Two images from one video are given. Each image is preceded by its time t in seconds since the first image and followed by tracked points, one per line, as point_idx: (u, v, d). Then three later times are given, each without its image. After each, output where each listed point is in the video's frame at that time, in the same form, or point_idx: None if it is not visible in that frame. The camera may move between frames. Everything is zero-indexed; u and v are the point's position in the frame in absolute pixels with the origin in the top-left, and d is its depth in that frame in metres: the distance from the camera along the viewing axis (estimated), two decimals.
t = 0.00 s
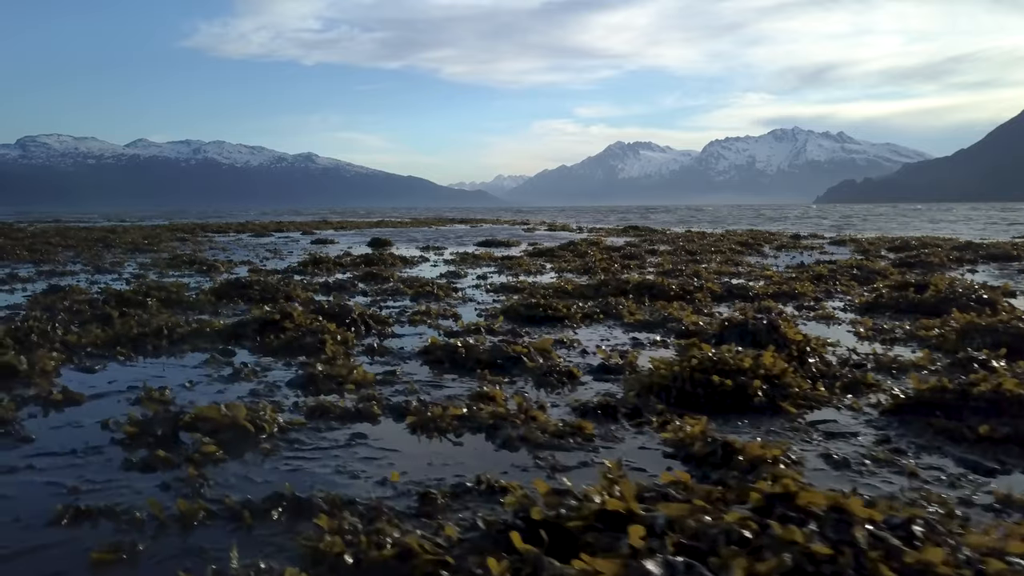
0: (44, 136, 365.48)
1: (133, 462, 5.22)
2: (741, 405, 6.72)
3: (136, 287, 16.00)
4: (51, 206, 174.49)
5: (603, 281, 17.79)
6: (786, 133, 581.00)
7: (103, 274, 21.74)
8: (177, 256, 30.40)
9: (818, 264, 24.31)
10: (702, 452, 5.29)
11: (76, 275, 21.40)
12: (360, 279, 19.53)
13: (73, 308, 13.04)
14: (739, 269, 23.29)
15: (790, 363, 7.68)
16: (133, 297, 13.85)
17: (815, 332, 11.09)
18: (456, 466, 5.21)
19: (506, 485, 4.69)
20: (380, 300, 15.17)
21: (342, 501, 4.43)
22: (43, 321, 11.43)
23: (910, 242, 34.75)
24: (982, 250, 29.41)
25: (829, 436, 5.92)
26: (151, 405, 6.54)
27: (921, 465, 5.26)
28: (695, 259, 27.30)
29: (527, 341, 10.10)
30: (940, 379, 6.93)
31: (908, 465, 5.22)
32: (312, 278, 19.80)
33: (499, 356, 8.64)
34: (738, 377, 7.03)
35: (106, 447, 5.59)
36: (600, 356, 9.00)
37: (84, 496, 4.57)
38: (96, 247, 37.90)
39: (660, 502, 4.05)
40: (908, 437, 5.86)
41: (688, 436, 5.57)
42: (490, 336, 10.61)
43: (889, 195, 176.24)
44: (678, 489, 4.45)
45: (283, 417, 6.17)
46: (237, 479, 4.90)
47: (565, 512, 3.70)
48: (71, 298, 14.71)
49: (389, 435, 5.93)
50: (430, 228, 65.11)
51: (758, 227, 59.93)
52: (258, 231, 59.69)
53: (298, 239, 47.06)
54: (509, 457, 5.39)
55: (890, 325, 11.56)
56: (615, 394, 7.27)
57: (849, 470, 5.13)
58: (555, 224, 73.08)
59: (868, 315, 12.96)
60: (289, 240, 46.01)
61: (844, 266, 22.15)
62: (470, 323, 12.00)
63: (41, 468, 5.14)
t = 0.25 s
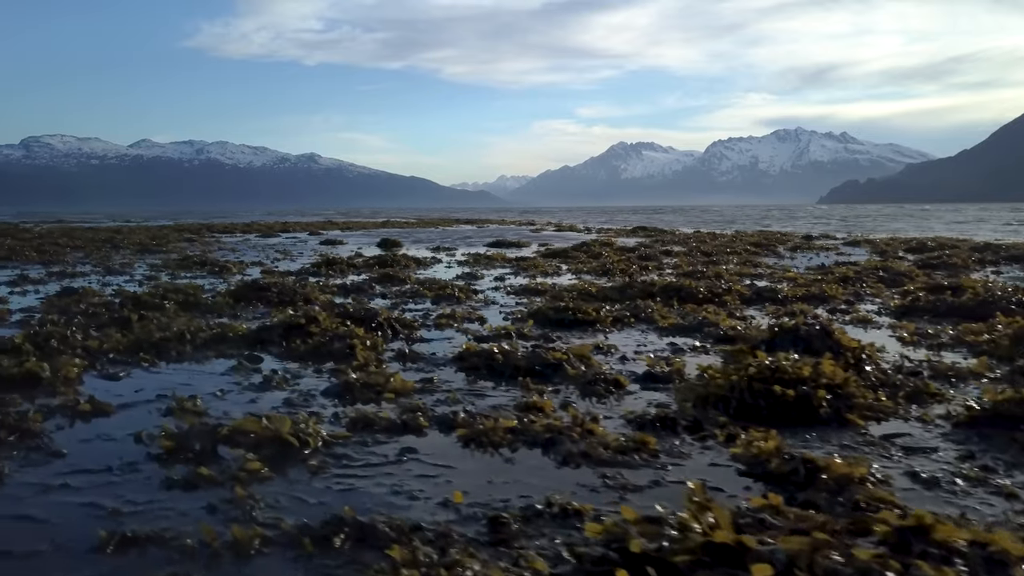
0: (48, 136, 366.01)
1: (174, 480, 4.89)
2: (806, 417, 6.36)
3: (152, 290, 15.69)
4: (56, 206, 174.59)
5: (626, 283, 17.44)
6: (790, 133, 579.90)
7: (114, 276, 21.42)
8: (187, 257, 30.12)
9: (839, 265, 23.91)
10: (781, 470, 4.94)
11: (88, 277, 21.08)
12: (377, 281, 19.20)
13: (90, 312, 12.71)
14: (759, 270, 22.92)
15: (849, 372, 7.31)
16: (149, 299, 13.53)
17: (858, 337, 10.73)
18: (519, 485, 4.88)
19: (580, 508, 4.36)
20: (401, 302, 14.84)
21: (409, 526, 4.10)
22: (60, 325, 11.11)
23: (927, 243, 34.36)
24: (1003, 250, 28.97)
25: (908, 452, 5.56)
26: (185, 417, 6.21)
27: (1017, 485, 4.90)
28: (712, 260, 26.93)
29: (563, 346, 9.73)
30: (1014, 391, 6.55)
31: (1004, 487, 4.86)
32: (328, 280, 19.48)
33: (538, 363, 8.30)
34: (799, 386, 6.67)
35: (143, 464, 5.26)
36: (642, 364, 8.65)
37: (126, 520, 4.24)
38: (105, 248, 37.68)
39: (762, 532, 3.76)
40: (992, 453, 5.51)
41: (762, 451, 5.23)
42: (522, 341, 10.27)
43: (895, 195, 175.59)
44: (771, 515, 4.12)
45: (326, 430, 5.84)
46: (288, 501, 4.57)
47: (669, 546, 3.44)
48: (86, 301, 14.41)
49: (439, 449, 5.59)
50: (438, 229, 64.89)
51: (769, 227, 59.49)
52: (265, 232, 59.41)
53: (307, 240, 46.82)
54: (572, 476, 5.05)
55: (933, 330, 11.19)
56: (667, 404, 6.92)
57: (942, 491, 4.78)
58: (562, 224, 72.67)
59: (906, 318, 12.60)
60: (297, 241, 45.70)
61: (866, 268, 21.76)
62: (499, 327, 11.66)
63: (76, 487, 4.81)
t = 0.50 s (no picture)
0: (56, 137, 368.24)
1: (229, 492, 4.63)
2: (876, 426, 6.08)
3: (172, 291, 15.46)
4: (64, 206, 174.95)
5: (650, 284, 17.16)
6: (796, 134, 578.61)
7: (130, 277, 21.23)
8: (200, 257, 29.91)
9: (862, 265, 23.58)
10: (869, 484, 4.67)
11: (103, 278, 20.87)
12: (396, 281, 18.94)
13: (113, 313, 12.49)
14: (781, 270, 22.62)
15: (913, 377, 7.02)
16: (171, 300, 13.30)
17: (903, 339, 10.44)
18: (593, 498, 4.61)
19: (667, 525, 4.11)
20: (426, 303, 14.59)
21: (490, 545, 3.85)
22: (85, 327, 10.87)
23: (946, 243, 34.01)
24: None
25: (995, 464, 5.27)
26: (229, 424, 5.96)
27: None
28: (730, 261, 26.63)
29: (602, 349, 9.45)
30: None
31: None
32: (346, 280, 19.25)
33: (583, 367, 8.02)
34: (866, 392, 6.38)
35: (192, 474, 5.00)
36: (688, 368, 8.37)
37: (186, 537, 3.99)
38: (117, 249, 37.56)
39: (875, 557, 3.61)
40: None
41: (845, 462, 4.94)
42: (559, 344, 9.99)
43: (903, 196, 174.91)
44: (879, 534, 3.84)
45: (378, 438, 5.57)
46: (353, 516, 4.30)
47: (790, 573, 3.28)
48: (106, 302, 14.18)
49: (500, 459, 5.31)
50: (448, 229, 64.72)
51: (781, 228, 59.12)
52: (275, 232, 59.29)
53: (317, 240, 46.66)
54: (646, 488, 4.78)
55: (978, 333, 10.88)
56: (726, 411, 6.63)
57: None
58: (572, 224, 72.40)
59: (946, 320, 12.29)
60: (308, 241, 45.54)
61: (891, 269, 21.44)
62: (531, 329, 11.38)
63: (127, 499, 4.55)
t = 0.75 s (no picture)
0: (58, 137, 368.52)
1: (286, 510, 4.43)
2: (944, 438, 5.84)
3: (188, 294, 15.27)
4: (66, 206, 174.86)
5: (671, 286, 16.96)
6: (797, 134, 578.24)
7: (142, 278, 21.05)
8: (209, 258, 29.74)
9: (880, 267, 23.37)
10: (958, 504, 4.44)
11: (115, 279, 20.70)
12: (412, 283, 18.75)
13: (132, 316, 12.30)
14: (799, 272, 22.41)
15: (972, 386, 6.79)
16: (189, 303, 13.09)
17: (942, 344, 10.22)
18: (669, 518, 4.38)
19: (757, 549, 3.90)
20: (447, 306, 14.39)
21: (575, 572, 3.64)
22: (106, 331, 10.67)
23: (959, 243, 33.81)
24: None
25: None
26: (272, 436, 5.74)
27: None
28: (745, 262, 26.43)
29: (638, 355, 9.23)
30: None
31: None
32: (362, 282, 19.05)
33: (625, 375, 7.79)
34: (930, 402, 6.15)
35: (242, 492, 4.79)
36: (730, 375, 8.15)
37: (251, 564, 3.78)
38: (124, 249, 37.41)
39: None
40: None
41: (926, 478, 4.71)
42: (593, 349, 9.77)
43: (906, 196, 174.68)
44: (992, 562, 3.71)
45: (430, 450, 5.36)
46: (421, 541, 4.09)
47: None
48: (123, 305, 13.99)
49: (561, 474, 5.08)
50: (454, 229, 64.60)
51: (788, 228, 58.93)
52: (281, 232, 59.19)
53: (324, 240, 46.49)
54: (721, 506, 4.56)
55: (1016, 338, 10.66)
56: (782, 421, 6.40)
57: None
58: (577, 224, 72.27)
59: (980, 324, 12.07)
60: (315, 241, 45.39)
61: (910, 270, 21.23)
62: (560, 332, 11.15)
63: (179, 519, 4.35)
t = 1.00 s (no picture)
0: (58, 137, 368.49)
1: (343, 528, 4.17)
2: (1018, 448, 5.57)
3: (201, 295, 15.01)
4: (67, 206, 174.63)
5: (691, 287, 16.73)
6: (798, 134, 577.89)
7: (152, 279, 20.81)
8: (216, 258, 29.50)
9: (897, 268, 23.13)
10: None
11: (125, 280, 20.45)
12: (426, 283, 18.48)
13: (148, 318, 12.04)
14: (815, 273, 22.18)
15: None
16: (206, 305, 12.82)
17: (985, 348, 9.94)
18: (752, 539, 4.11)
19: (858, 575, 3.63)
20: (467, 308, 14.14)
21: None
22: (124, 334, 10.40)
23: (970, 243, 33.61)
24: None
25: None
26: (315, 447, 5.47)
27: None
28: (759, 263, 26.13)
29: (675, 359, 8.96)
30: None
31: None
32: (375, 283, 18.78)
33: (669, 381, 7.51)
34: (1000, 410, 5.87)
35: (292, 508, 4.52)
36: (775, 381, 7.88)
37: None
38: (130, 249, 37.17)
39: None
40: None
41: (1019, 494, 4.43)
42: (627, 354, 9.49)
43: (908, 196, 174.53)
44: None
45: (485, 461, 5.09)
46: (493, 563, 3.82)
47: None
48: (136, 306, 13.74)
49: (627, 489, 4.82)
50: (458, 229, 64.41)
51: (793, 228, 58.75)
52: (285, 232, 59.01)
53: (329, 240, 46.23)
54: (805, 526, 4.28)
55: None
56: (843, 430, 6.13)
57: None
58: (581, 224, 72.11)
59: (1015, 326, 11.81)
60: (320, 241, 45.17)
61: (928, 271, 20.99)
62: (589, 335, 10.87)
63: (231, 539, 4.08)
